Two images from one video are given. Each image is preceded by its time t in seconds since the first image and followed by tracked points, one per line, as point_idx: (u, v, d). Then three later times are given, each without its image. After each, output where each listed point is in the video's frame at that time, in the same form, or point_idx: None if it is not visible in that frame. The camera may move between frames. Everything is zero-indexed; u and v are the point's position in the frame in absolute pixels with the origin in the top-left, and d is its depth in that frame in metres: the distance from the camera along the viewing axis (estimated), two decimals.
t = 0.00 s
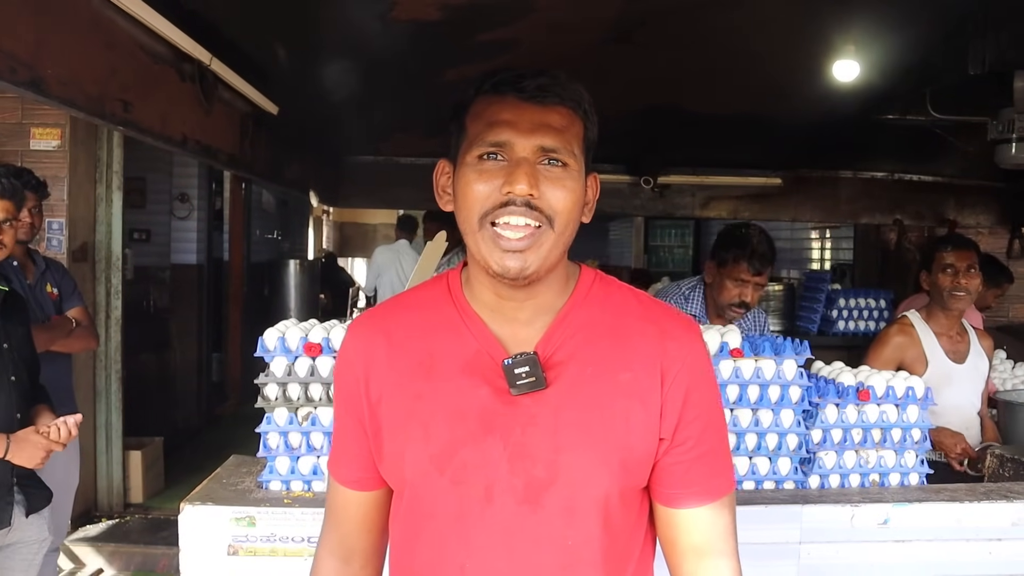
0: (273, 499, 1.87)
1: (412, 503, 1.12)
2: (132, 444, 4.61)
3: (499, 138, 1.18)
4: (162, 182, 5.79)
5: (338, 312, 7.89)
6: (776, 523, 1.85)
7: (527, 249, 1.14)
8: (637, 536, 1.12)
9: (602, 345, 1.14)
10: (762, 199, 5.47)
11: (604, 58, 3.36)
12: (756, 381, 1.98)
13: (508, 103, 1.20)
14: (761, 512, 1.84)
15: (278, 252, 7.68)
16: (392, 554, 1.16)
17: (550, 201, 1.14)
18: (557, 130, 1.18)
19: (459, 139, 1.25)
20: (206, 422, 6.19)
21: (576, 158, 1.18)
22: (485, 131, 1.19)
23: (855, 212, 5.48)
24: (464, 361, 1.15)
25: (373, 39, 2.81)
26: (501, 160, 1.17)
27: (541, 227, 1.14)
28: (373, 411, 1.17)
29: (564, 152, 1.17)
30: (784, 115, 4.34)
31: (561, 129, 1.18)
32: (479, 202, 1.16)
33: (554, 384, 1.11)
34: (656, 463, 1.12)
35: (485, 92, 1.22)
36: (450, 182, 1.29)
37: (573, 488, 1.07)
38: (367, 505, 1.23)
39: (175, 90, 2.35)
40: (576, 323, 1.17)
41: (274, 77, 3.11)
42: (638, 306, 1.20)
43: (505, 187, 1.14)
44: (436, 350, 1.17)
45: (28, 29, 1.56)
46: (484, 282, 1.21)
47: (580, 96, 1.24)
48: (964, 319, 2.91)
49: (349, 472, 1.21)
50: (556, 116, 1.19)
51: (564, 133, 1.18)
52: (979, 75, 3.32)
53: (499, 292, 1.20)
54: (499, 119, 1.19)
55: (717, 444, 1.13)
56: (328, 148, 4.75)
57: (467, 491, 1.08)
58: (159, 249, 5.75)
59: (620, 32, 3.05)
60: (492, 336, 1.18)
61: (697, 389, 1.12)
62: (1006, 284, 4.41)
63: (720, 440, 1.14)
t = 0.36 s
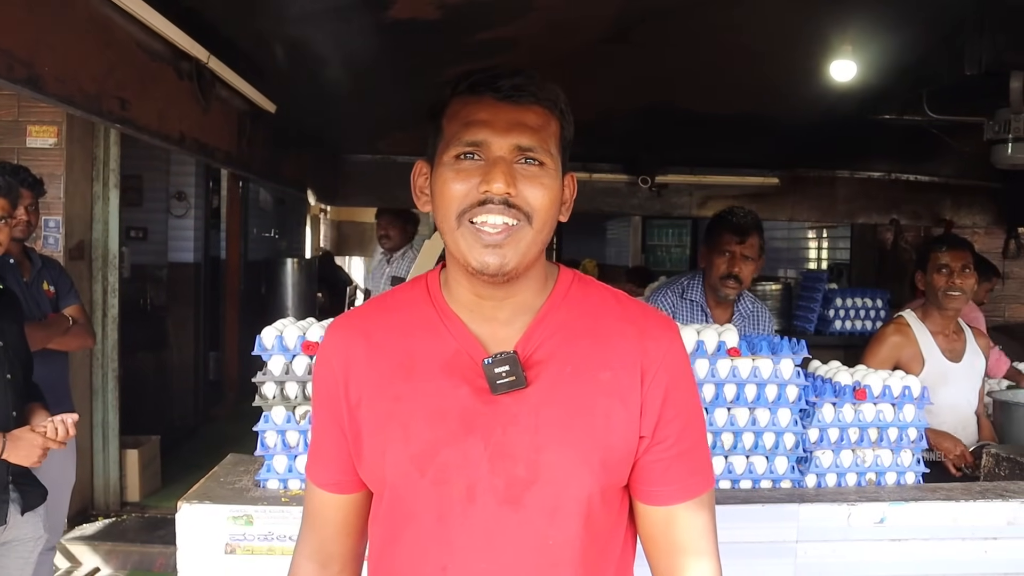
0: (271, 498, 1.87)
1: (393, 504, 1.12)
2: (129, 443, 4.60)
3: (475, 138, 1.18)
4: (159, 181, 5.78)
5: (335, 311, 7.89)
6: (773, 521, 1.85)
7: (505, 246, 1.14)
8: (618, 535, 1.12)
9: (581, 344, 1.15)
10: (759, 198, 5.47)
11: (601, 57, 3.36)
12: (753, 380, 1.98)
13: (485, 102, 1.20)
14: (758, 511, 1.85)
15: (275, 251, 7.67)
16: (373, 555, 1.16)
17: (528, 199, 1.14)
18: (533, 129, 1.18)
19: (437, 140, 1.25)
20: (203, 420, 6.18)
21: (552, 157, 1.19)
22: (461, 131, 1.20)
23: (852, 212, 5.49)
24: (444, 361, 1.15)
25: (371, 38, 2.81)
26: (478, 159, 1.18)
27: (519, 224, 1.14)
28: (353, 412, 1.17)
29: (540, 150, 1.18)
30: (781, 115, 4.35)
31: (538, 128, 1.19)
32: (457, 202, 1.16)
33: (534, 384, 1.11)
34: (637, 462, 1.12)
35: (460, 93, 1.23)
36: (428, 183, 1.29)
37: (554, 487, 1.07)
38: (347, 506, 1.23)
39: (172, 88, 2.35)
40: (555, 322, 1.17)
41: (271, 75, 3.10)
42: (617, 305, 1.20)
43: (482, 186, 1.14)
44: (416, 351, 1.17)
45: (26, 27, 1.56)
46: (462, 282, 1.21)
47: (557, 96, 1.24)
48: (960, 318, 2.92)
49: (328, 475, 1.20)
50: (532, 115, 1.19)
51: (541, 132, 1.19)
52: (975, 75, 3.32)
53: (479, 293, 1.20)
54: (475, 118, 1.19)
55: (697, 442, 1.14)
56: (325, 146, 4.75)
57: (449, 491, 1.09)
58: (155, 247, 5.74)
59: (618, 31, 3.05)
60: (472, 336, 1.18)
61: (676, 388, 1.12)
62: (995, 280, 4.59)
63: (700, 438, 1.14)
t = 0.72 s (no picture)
0: (270, 497, 1.87)
1: (385, 504, 1.12)
2: (127, 442, 4.60)
3: (460, 137, 1.19)
4: (158, 179, 5.77)
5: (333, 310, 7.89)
6: (772, 521, 1.86)
7: (491, 245, 1.14)
8: (610, 535, 1.12)
9: (571, 343, 1.15)
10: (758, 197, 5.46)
11: (600, 56, 3.36)
12: (752, 380, 1.99)
13: (469, 101, 1.21)
14: (756, 510, 1.85)
15: (273, 249, 7.67)
16: (368, 555, 1.17)
17: (513, 198, 1.14)
18: (518, 128, 1.18)
19: (424, 140, 1.25)
20: (202, 419, 6.18)
21: (538, 155, 1.19)
22: (446, 131, 1.20)
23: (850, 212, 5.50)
24: (434, 361, 1.15)
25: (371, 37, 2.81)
26: (463, 158, 1.18)
27: (504, 223, 1.14)
28: (346, 412, 1.18)
29: (525, 148, 1.17)
30: (781, 115, 4.35)
31: (523, 127, 1.19)
32: (443, 201, 1.16)
33: (523, 383, 1.11)
34: (627, 462, 1.12)
35: (445, 92, 1.23)
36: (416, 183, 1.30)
37: (543, 487, 1.07)
38: (344, 506, 1.23)
39: (171, 87, 2.34)
40: (545, 321, 1.17)
41: (270, 74, 3.10)
42: (608, 304, 1.20)
43: (467, 185, 1.14)
44: (407, 351, 1.17)
45: (26, 26, 1.56)
46: (451, 282, 1.21)
47: (543, 94, 1.24)
48: (958, 318, 2.92)
49: (325, 473, 1.22)
50: (518, 114, 1.20)
51: (526, 131, 1.19)
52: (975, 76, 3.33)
53: (468, 292, 1.20)
54: (460, 118, 1.20)
55: (688, 441, 1.13)
56: (324, 145, 4.75)
57: (439, 492, 1.09)
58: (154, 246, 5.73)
59: (618, 30, 3.05)
60: (462, 336, 1.18)
61: (666, 387, 1.12)
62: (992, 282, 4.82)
63: (692, 437, 1.14)
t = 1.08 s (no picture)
0: (269, 498, 1.87)
1: (393, 504, 1.13)
2: (126, 442, 4.59)
3: (467, 141, 1.19)
4: (157, 180, 5.77)
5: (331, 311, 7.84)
6: (770, 522, 1.86)
7: (498, 248, 1.14)
8: (616, 537, 1.12)
9: (579, 346, 1.15)
10: (757, 199, 5.48)
11: (600, 57, 3.36)
12: (751, 381, 1.99)
13: (476, 105, 1.21)
14: (754, 512, 1.85)
15: (272, 250, 7.67)
16: (375, 554, 1.17)
17: (519, 202, 1.14)
18: (524, 131, 1.18)
19: (432, 143, 1.25)
20: (200, 419, 6.17)
21: (545, 158, 1.18)
22: (454, 135, 1.20)
23: (848, 213, 5.51)
24: (442, 363, 1.16)
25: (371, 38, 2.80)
26: (471, 162, 1.18)
27: (510, 227, 1.14)
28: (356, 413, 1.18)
29: (532, 152, 1.17)
30: (780, 115, 4.35)
31: (529, 130, 1.19)
32: (450, 205, 1.16)
33: (529, 386, 1.11)
34: (633, 464, 1.12)
35: (453, 97, 1.23)
36: (426, 187, 1.30)
37: (548, 489, 1.07)
38: (354, 505, 1.24)
39: (171, 88, 2.34)
40: (553, 324, 1.17)
41: (269, 75, 3.09)
42: (617, 307, 1.20)
43: (474, 188, 1.14)
44: (415, 352, 1.17)
45: (26, 27, 1.56)
46: (460, 284, 1.21)
47: (549, 96, 1.24)
48: (956, 320, 2.92)
49: (336, 473, 1.22)
50: (524, 117, 1.19)
51: (532, 134, 1.18)
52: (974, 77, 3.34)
53: (477, 295, 1.20)
54: (467, 121, 1.20)
55: (695, 445, 1.13)
56: (324, 146, 4.75)
57: (445, 492, 1.09)
58: (153, 247, 5.72)
59: (617, 31, 3.05)
60: (470, 338, 1.19)
61: (673, 391, 1.12)
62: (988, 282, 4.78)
63: (699, 441, 1.13)
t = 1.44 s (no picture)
0: (268, 500, 1.87)
1: (408, 503, 1.13)
2: (125, 445, 4.59)
3: (483, 143, 1.19)
4: (155, 181, 5.76)
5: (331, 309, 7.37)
6: (771, 524, 1.86)
7: (515, 249, 1.15)
8: (630, 539, 1.12)
9: (594, 348, 1.15)
10: (754, 201, 5.42)
11: (599, 59, 3.36)
12: (749, 383, 2.00)
13: (492, 108, 1.21)
14: (754, 513, 1.85)
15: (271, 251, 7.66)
16: (389, 553, 1.17)
17: (536, 203, 1.15)
18: (540, 133, 1.18)
19: (448, 146, 1.26)
20: (199, 421, 6.16)
21: (561, 160, 1.19)
22: (470, 138, 1.20)
23: (847, 215, 5.49)
24: (459, 364, 1.16)
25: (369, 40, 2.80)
26: (487, 164, 1.18)
27: (527, 228, 1.14)
28: (372, 413, 1.19)
29: (548, 154, 1.18)
30: (778, 117, 4.36)
31: (545, 132, 1.19)
32: (467, 207, 1.17)
33: (545, 387, 1.12)
34: (648, 466, 1.12)
35: (469, 100, 1.23)
36: (443, 189, 1.31)
37: (563, 490, 1.08)
38: (369, 505, 1.24)
39: (170, 90, 2.34)
40: (569, 325, 1.18)
41: (268, 77, 3.09)
42: (632, 309, 1.20)
43: (490, 191, 1.15)
44: (431, 353, 1.17)
45: (25, 29, 1.56)
46: (477, 285, 1.22)
47: (565, 99, 1.24)
48: (954, 321, 2.93)
49: (353, 472, 1.22)
50: (540, 120, 1.20)
51: (548, 136, 1.19)
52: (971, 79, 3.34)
53: (493, 296, 1.20)
54: (483, 124, 1.20)
55: (710, 448, 1.13)
56: (322, 148, 4.74)
57: (460, 492, 1.09)
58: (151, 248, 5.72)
59: (616, 33, 3.05)
60: (487, 339, 1.19)
61: (688, 393, 1.12)
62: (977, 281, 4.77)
63: (713, 444, 1.13)
